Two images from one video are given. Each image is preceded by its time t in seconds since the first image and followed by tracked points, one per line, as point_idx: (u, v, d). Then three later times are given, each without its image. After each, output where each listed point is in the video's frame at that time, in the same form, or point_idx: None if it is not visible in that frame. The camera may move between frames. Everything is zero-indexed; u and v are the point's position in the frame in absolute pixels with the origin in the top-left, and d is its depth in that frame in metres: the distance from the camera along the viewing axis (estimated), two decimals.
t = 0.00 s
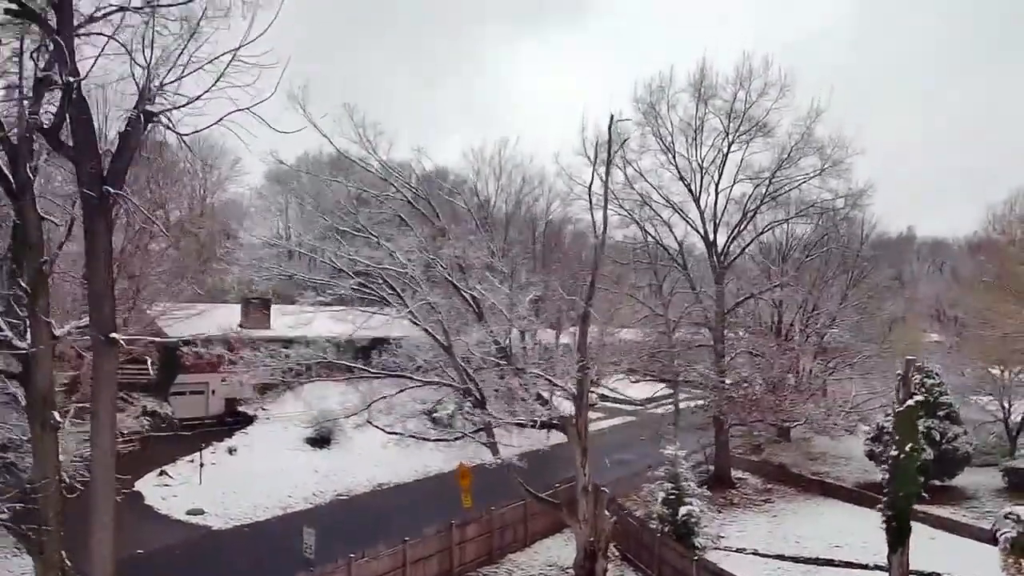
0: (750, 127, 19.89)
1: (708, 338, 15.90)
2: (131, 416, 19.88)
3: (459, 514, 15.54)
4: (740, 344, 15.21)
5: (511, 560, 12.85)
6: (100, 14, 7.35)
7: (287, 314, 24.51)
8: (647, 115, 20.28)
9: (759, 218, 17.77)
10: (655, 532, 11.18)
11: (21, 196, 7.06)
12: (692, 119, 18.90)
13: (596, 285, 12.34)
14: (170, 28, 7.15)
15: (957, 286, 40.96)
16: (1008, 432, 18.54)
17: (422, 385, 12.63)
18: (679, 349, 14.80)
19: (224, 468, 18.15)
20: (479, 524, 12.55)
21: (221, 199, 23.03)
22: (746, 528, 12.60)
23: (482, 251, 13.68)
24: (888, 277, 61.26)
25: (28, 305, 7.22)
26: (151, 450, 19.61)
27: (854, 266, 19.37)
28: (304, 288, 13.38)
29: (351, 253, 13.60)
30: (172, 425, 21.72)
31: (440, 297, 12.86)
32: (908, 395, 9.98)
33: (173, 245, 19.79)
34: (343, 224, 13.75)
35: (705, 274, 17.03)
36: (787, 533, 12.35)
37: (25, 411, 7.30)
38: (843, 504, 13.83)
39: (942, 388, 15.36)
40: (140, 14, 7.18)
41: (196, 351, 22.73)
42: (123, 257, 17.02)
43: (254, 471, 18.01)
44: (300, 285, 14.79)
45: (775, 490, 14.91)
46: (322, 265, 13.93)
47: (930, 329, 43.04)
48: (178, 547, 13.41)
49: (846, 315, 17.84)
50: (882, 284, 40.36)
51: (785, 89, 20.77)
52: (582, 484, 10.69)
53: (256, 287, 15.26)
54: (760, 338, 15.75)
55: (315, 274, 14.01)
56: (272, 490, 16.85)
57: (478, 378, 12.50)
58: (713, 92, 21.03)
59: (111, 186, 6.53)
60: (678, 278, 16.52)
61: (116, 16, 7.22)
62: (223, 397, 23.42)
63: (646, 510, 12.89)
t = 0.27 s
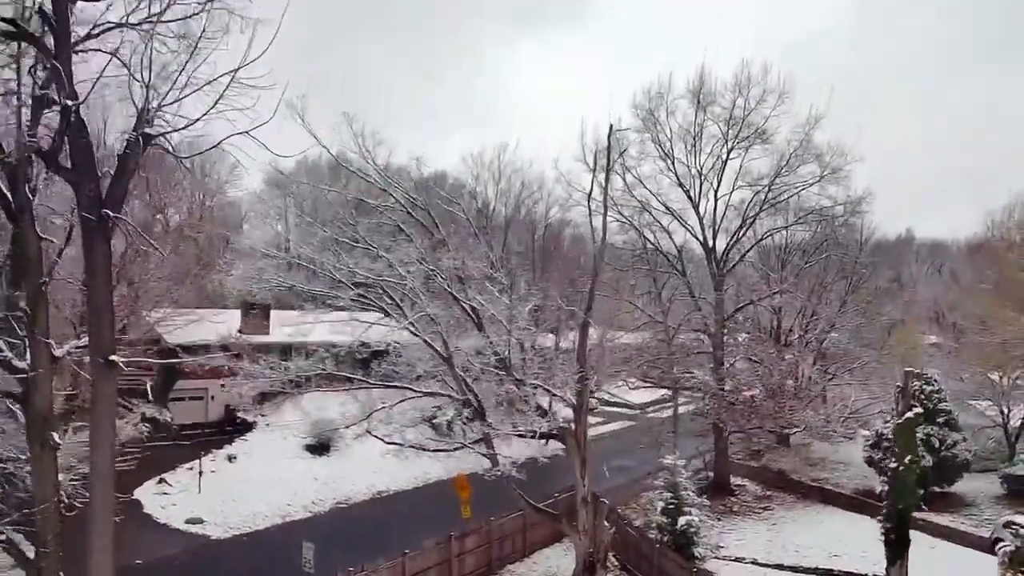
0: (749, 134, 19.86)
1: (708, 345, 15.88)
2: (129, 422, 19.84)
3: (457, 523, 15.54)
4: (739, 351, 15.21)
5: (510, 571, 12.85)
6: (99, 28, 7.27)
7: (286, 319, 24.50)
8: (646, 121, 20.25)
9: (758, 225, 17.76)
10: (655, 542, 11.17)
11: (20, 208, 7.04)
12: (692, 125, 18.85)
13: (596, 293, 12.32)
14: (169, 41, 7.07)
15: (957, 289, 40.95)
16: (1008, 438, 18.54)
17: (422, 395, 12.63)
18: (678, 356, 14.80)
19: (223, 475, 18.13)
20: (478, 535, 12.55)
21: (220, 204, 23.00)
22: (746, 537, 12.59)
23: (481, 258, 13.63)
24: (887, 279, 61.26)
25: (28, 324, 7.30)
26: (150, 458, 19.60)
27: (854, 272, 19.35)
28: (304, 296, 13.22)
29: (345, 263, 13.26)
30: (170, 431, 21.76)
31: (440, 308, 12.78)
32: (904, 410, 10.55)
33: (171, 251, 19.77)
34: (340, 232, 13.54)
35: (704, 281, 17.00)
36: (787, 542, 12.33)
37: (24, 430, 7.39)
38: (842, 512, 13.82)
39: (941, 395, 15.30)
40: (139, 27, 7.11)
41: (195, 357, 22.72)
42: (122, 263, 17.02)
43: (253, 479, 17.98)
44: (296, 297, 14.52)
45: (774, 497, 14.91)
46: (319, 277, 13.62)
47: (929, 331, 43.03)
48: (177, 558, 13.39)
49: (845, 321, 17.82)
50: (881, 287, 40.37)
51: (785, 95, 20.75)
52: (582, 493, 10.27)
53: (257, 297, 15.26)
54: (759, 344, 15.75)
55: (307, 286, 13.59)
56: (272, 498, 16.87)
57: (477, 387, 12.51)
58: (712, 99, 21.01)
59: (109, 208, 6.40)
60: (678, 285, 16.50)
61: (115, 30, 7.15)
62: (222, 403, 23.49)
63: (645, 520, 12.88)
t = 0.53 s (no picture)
0: (748, 141, 19.88)
1: (706, 353, 15.91)
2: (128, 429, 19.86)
3: (456, 533, 15.55)
4: (738, 359, 15.22)
5: None
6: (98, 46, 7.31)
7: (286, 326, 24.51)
8: (645, 129, 20.28)
9: (757, 233, 17.78)
10: (654, 553, 11.16)
11: (18, 227, 7.23)
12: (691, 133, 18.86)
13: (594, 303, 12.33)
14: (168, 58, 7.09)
15: (958, 294, 40.95)
16: (1007, 444, 18.54)
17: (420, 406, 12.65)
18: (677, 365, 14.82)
19: (221, 485, 18.13)
20: (477, 548, 12.53)
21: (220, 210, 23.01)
22: (745, 546, 12.58)
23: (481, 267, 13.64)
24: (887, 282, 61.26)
25: (26, 346, 7.53)
26: (148, 466, 19.59)
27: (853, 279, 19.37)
28: (303, 307, 13.14)
29: (348, 272, 13.20)
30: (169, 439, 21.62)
31: (440, 319, 12.78)
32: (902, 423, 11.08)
33: (170, 257, 19.79)
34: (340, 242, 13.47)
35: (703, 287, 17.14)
36: (785, 552, 12.32)
37: (22, 454, 7.52)
38: (842, 521, 13.82)
39: (940, 403, 15.30)
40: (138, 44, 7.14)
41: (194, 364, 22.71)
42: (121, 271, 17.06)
43: (251, 488, 18.01)
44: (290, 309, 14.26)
45: (773, 505, 14.91)
46: (318, 286, 13.43)
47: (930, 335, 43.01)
48: (175, 569, 13.41)
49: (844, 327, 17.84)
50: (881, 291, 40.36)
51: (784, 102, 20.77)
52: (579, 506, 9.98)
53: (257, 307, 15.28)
54: (758, 352, 15.76)
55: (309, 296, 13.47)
56: (270, 510, 16.81)
57: (476, 398, 12.53)
58: (711, 106, 21.03)
59: (107, 231, 6.41)
60: (676, 293, 16.57)
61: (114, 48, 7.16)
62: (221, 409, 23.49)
63: (644, 529, 12.87)
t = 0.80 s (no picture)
0: (748, 149, 19.91)
1: (705, 360, 15.91)
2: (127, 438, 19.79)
3: (454, 542, 15.63)
4: (737, 366, 15.24)
5: None
6: (98, 64, 7.35)
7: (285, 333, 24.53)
8: (644, 137, 20.32)
9: (756, 240, 17.82)
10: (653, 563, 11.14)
11: (17, 246, 7.34)
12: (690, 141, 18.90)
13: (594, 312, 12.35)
14: (167, 76, 7.12)
15: (957, 299, 40.98)
16: (1007, 451, 18.54)
17: (420, 416, 12.68)
18: (676, 373, 14.84)
19: (220, 494, 18.11)
20: (476, 559, 12.57)
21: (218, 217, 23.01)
22: (745, 555, 12.58)
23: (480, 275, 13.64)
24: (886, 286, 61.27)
25: (23, 371, 7.51)
26: (147, 473, 19.57)
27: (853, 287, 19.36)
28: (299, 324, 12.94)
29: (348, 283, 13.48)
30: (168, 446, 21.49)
31: (438, 331, 12.88)
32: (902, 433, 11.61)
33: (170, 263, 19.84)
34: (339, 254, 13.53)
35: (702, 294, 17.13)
36: (785, 561, 12.32)
37: (21, 481, 7.47)
38: (842, 529, 13.81)
39: (939, 410, 15.31)
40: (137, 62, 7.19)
41: (193, 371, 22.69)
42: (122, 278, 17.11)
43: (250, 496, 18.01)
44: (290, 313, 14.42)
45: (772, 513, 14.91)
46: (318, 295, 13.64)
47: (929, 341, 43.02)
48: None
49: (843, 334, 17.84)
50: (881, 297, 40.38)
51: (783, 110, 20.82)
52: (578, 515, 9.66)
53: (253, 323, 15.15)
54: (757, 360, 15.79)
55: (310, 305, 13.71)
56: (269, 518, 16.89)
57: (475, 408, 12.56)
58: (710, 115, 21.08)
59: (106, 255, 6.45)
60: (675, 300, 16.56)
61: (113, 66, 7.20)
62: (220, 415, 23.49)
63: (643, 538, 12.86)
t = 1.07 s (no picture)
0: (747, 156, 19.86)
1: (704, 367, 15.88)
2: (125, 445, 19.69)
3: (453, 551, 15.62)
4: (736, 373, 15.21)
5: None
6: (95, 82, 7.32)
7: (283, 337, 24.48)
8: (643, 143, 20.29)
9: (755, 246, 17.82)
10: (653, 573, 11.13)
11: (15, 266, 7.18)
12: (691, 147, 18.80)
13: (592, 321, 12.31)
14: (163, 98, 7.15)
15: (957, 301, 40.96)
16: (1006, 456, 18.54)
17: (419, 425, 12.66)
18: (676, 380, 14.81)
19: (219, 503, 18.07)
20: (475, 569, 12.57)
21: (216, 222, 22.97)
22: (744, 564, 12.57)
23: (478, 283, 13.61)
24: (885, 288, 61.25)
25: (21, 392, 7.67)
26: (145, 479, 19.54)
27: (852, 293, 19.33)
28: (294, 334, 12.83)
29: (348, 288, 13.47)
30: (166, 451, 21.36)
31: (437, 340, 12.84)
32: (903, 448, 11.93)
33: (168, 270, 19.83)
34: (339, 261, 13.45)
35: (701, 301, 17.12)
36: (785, 570, 12.30)
37: (21, 500, 7.36)
38: (841, 537, 13.80)
39: (938, 417, 15.30)
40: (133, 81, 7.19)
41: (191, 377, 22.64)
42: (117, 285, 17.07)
43: (248, 504, 18.00)
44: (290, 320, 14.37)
45: (771, 520, 14.90)
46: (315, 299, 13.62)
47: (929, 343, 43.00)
48: None
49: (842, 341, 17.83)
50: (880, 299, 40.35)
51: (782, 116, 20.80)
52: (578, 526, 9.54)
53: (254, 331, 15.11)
54: (757, 366, 15.78)
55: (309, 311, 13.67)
56: (268, 527, 16.92)
57: (474, 417, 12.51)
58: (709, 121, 21.04)
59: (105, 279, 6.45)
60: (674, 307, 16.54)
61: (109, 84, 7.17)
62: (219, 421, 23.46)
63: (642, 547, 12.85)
